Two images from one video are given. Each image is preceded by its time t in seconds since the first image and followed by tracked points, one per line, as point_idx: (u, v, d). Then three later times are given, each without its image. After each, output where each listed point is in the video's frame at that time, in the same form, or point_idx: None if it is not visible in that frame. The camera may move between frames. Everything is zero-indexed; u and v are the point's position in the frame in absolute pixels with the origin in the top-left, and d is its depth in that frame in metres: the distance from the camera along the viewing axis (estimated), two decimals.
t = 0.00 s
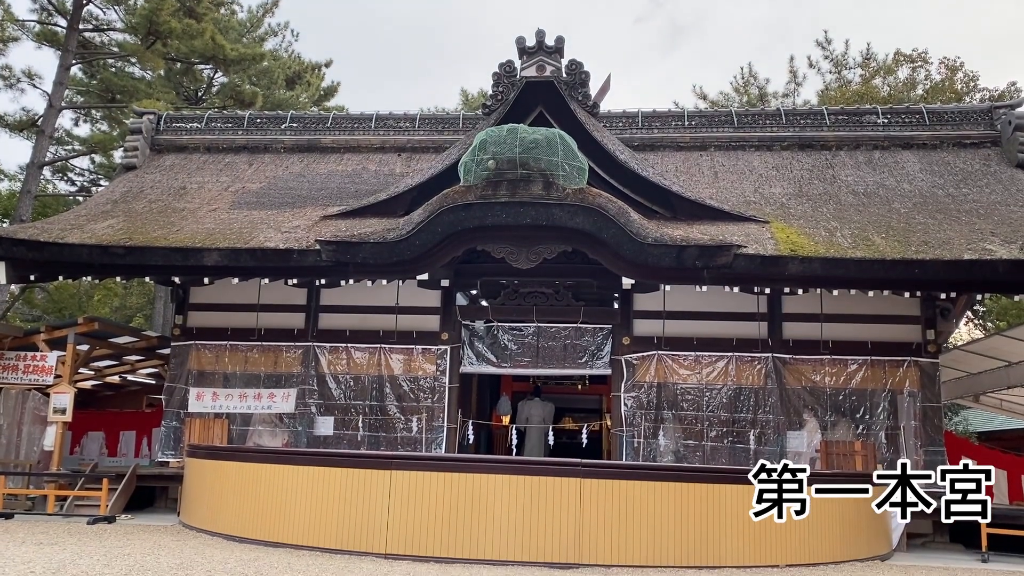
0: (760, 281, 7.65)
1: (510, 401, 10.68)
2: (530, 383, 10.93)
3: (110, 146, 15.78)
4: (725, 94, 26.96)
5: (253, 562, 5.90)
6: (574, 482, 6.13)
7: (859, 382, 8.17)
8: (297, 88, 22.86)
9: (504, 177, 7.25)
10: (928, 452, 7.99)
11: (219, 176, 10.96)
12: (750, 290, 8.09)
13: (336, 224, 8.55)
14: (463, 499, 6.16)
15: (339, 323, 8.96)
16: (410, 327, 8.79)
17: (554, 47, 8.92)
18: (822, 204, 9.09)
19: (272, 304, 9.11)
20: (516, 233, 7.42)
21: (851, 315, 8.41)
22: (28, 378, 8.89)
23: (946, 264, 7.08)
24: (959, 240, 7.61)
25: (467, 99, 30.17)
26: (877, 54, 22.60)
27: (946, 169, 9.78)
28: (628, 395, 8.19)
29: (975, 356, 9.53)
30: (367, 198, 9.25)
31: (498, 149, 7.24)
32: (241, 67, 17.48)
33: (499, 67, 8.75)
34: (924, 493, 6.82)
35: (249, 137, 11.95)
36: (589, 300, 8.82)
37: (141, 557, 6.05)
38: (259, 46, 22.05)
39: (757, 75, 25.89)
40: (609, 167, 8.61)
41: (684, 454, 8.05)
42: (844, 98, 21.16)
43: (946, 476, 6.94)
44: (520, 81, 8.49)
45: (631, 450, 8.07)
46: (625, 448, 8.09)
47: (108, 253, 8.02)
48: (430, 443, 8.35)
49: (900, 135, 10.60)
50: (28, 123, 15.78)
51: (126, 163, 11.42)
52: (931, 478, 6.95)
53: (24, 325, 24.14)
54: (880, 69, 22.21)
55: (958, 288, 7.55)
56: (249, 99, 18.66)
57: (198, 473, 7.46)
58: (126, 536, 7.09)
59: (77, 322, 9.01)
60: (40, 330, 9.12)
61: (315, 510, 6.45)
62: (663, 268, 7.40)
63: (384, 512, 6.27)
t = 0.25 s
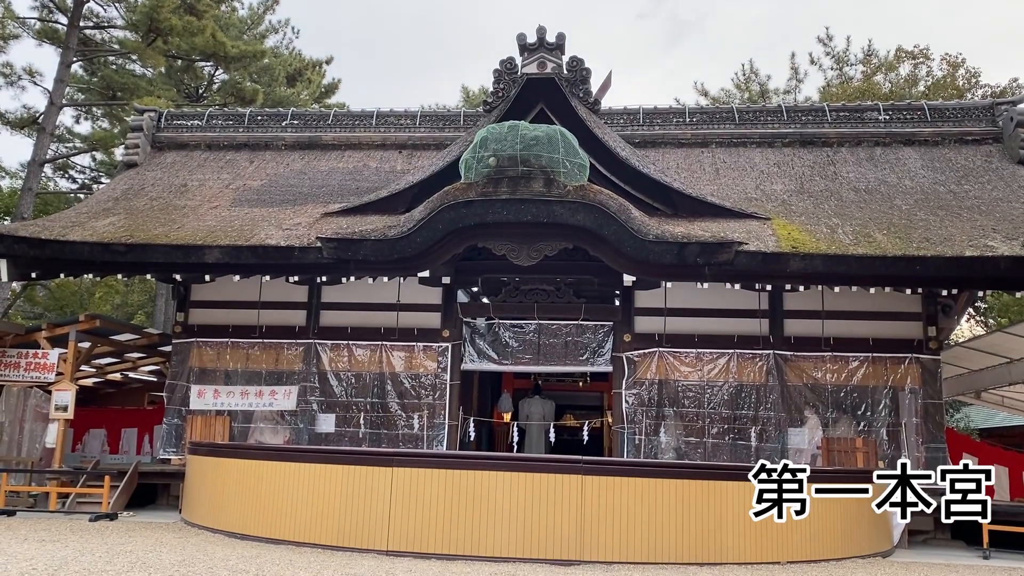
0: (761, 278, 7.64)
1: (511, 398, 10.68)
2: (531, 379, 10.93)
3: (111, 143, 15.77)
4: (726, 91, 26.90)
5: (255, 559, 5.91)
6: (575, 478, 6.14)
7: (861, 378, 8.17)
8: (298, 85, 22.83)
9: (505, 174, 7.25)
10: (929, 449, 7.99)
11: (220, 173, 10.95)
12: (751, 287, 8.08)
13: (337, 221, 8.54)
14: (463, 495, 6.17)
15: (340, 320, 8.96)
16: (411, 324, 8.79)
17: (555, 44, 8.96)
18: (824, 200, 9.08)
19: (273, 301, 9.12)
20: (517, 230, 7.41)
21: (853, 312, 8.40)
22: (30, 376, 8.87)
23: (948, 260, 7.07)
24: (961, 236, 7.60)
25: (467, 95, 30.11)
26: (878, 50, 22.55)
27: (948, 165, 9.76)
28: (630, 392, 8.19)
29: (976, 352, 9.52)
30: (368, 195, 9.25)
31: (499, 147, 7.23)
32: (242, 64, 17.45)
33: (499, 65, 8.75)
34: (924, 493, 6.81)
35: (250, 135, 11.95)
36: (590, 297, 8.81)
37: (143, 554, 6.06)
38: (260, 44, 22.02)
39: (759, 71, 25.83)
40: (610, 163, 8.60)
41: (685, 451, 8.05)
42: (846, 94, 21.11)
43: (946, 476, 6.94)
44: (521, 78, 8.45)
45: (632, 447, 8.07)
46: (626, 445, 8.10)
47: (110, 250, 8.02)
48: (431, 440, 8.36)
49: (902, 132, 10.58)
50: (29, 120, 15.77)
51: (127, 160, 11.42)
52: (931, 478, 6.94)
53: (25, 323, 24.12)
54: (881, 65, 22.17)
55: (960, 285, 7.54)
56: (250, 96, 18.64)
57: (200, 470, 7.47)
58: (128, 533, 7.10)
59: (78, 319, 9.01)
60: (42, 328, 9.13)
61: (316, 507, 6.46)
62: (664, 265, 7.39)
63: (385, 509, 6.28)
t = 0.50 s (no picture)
0: (763, 276, 7.64)
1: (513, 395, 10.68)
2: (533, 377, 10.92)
3: (113, 142, 15.77)
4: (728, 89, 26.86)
5: (257, 557, 5.92)
6: (577, 476, 6.14)
7: (863, 376, 8.16)
8: (300, 83, 22.83)
9: (506, 173, 7.25)
10: (932, 447, 7.97)
11: (222, 172, 10.95)
12: (752, 285, 8.07)
13: (339, 219, 8.55)
14: (465, 493, 6.17)
15: (342, 318, 8.96)
16: (413, 322, 8.79)
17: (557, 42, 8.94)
18: (826, 198, 9.07)
19: (275, 300, 9.13)
20: (518, 229, 7.41)
21: (855, 310, 8.40)
22: (32, 374, 8.97)
23: (950, 258, 7.06)
24: (963, 234, 7.58)
25: (469, 94, 30.09)
26: (880, 48, 22.51)
27: (950, 163, 9.74)
28: (631, 390, 8.20)
29: (978, 350, 9.51)
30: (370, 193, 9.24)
31: (501, 145, 7.22)
32: (244, 63, 17.45)
33: (500, 63, 8.72)
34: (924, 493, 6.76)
35: (252, 133, 11.95)
36: (592, 295, 8.81)
37: (145, 552, 6.08)
38: (261, 42, 22.01)
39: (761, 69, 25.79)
40: (612, 162, 8.60)
41: (687, 450, 8.04)
42: (848, 92, 21.07)
43: (946, 476, 6.93)
44: (522, 77, 8.44)
45: (634, 445, 8.07)
46: (628, 443, 8.10)
47: (112, 248, 8.03)
48: (433, 438, 8.38)
49: (904, 130, 10.56)
50: (31, 119, 15.78)
51: (129, 159, 11.42)
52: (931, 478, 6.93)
53: (27, 321, 24.15)
54: (883, 63, 22.13)
55: (962, 283, 7.53)
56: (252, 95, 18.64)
57: (202, 468, 7.48)
58: (130, 531, 7.12)
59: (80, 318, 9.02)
60: (44, 326, 9.14)
61: (318, 505, 6.47)
62: (665, 263, 7.39)
63: (387, 508, 6.28)
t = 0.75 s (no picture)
0: (765, 275, 7.63)
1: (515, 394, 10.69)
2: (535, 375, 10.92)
3: (116, 140, 15.78)
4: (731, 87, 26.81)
5: (259, 555, 5.94)
6: (579, 475, 6.14)
7: (866, 374, 8.15)
8: (302, 82, 22.83)
9: (509, 171, 7.25)
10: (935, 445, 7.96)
11: (224, 170, 10.96)
12: (755, 284, 8.06)
13: (341, 218, 8.55)
14: (468, 491, 6.17)
15: (345, 317, 8.97)
16: (416, 320, 8.80)
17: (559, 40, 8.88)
18: (829, 196, 9.05)
19: (278, 298, 9.14)
20: (521, 227, 7.40)
21: (858, 308, 8.39)
22: (36, 373, 8.88)
23: (953, 256, 7.04)
24: (966, 233, 7.56)
25: (471, 92, 30.09)
26: (884, 46, 22.46)
27: (953, 161, 9.71)
28: (634, 388, 8.20)
29: (982, 348, 9.49)
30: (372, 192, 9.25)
31: (503, 143, 7.22)
32: (246, 62, 17.45)
33: (503, 61, 8.70)
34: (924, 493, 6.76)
35: (254, 132, 11.96)
36: (595, 294, 8.81)
37: (149, 550, 6.10)
38: (264, 41, 22.01)
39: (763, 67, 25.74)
40: (615, 160, 8.59)
41: (689, 448, 8.04)
42: (851, 89, 21.02)
43: (946, 476, 6.92)
44: (525, 74, 8.44)
45: (637, 443, 8.06)
46: (631, 441, 8.10)
47: (115, 247, 8.04)
48: (436, 437, 8.39)
49: (907, 128, 10.53)
50: (34, 118, 15.80)
51: (131, 158, 11.44)
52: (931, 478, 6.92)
53: (30, 320, 24.20)
54: (886, 61, 22.06)
55: (965, 281, 7.51)
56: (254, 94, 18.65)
57: (205, 467, 7.50)
58: (134, 529, 7.14)
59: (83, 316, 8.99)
60: (47, 325, 9.16)
61: (321, 504, 6.48)
62: (667, 261, 7.38)
63: (389, 506, 6.29)
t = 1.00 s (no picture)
0: (768, 274, 7.62)
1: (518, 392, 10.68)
2: (538, 374, 10.91)
3: (119, 140, 15.80)
4: (734, 85, 26.76)
5: (263, 554, 5.95)
6: (582, 474, 6.14)
7: (869, 373, 8.14)
8: (305, 82, 22.84)
9: (511, 171, 7.24)
10: (938, 444, 7.94)
11: (227, 170, 10.97)
12: (758, 283, 8.05)
13: (344, 217, 8.56)
14: (471, 490, 6.18)
15: (348, 316, 8.98)
16: (419, 320, 8.81)
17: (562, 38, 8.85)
18: (832, 195, 9.03)
19: (281, 298, 9.15)
20: (523, 226, 7.40)
21: (861, 307, 8.37)
22: (40, 372, 8.88)
23: (956, 255, 7.03)
24: (970, 231, 7.54)
25: (474, 91, 30.08)
26: (887, 44, 22.41)
27: (957, 160, 9.69)
28: (637, 388, 8.20)
29: (985, 347, 9.47)
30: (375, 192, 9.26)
31: (505, 143, 7.20)
32: (249, 61, 17.45)
33: (505, 61, 8.69)
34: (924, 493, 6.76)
35: (257, 131, 11.97)
36: (597, 293, 8.81)
37: (153, 549, 6.11)
38: (266, 40, 22.02)
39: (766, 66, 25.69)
40: (617, 160, 8.59)
41: (692, 447, 8.03)
42: (854, 88, 20.98)
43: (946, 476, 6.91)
44: (528, 74, 8.43)
45: (640, 442, 8.05)
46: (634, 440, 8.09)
47: (118, 247, 8.05)
48: (439, 436, 8.39)
49: (911, 126, 10.50)
50: (38, 118, 15.83)
51: (135, 157, 11.45)
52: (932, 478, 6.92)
53: (34, 319, 24.25)
54: (889, 59, 22.01)
55: (968, 280, 7.50)
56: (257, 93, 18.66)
57: (209, 466, 7.52)
58: (138, 528, 7.16)
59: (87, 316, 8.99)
60: (51, 324, 9.17)
61: (324, 503, 6.50)
62: (670, 260, 7.38)
63: (392, 505, 6.30)
